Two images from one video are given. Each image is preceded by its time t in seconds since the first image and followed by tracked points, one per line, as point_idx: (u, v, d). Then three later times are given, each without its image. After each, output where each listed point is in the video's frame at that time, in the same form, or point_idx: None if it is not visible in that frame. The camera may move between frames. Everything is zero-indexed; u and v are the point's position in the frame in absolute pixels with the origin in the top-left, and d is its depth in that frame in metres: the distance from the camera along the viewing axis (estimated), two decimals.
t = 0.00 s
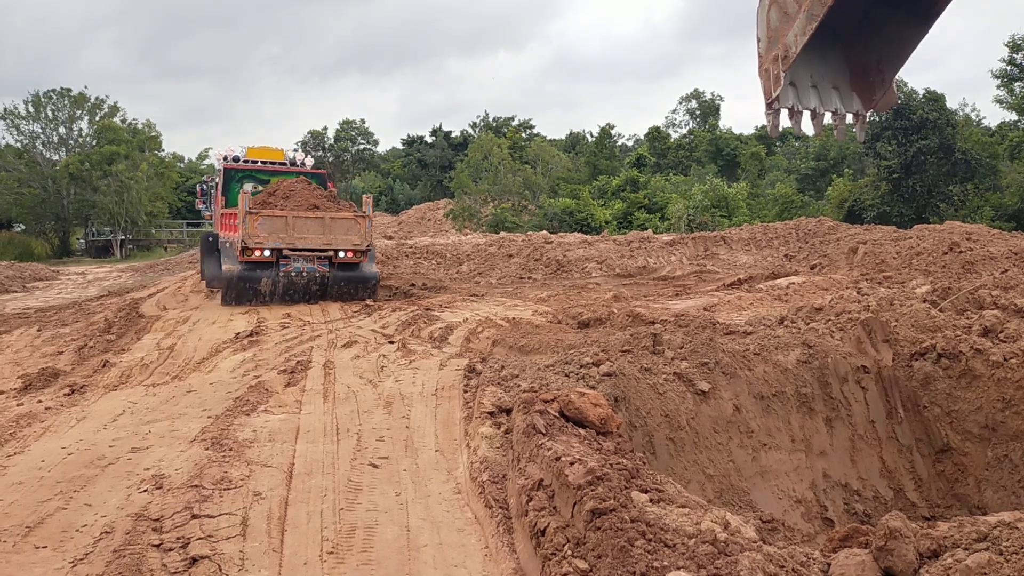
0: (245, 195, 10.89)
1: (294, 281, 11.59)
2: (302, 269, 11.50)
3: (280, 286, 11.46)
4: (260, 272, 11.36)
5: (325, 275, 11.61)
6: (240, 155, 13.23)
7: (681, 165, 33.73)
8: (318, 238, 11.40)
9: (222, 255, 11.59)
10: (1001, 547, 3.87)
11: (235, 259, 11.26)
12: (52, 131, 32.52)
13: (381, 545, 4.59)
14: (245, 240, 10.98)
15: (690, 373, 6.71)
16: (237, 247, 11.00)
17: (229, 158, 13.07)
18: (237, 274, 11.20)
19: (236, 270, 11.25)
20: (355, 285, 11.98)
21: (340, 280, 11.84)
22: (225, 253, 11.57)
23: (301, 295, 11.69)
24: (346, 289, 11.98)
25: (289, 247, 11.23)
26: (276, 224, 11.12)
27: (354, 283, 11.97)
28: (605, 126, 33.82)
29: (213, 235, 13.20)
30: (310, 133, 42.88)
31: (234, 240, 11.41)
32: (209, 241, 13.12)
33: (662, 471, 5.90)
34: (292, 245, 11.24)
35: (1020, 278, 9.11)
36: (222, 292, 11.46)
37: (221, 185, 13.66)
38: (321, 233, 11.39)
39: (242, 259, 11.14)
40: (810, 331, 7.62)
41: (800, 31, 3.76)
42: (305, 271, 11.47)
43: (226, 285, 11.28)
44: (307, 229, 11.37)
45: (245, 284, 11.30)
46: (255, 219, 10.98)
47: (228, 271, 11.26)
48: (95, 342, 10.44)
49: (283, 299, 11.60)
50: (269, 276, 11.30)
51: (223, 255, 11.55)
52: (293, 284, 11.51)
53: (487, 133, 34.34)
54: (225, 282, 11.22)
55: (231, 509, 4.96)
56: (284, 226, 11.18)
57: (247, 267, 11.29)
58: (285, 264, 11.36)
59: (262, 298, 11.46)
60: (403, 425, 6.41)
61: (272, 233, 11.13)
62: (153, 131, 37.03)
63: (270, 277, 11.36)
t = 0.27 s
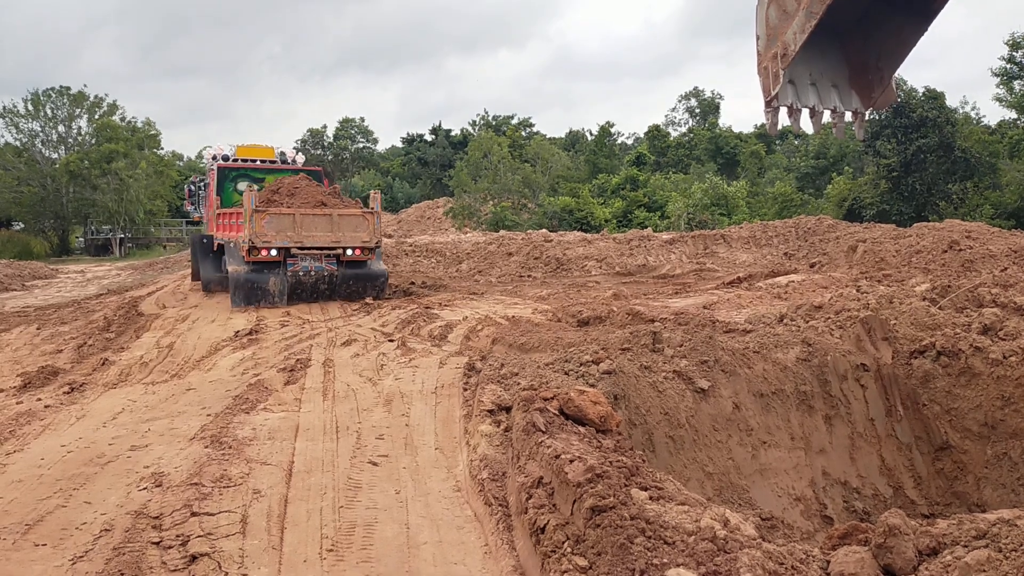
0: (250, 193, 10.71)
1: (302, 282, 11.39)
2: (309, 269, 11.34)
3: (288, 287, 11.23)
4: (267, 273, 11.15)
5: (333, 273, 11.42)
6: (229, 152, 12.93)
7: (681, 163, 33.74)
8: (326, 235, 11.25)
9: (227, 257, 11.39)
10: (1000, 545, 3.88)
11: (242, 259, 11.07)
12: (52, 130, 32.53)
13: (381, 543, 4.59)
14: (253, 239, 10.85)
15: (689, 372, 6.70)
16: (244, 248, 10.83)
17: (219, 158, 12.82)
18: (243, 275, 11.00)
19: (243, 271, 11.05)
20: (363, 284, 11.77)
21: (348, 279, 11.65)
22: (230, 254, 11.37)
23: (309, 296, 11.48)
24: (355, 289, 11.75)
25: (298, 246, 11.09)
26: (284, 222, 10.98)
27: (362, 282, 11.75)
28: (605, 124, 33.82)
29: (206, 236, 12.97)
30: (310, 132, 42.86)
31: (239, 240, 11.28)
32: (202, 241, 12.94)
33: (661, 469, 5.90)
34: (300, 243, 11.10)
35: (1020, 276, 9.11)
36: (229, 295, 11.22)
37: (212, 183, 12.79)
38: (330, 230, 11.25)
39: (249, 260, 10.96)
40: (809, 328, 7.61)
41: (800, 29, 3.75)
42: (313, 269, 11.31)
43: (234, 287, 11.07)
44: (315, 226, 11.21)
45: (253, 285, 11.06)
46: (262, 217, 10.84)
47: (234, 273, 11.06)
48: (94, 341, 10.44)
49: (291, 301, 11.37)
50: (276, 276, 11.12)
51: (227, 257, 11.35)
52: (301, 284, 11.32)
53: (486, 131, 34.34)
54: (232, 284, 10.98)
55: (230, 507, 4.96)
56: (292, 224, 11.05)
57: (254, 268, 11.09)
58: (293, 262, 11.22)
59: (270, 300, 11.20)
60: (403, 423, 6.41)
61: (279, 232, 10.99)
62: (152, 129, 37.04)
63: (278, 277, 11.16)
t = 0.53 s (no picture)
0: (260, 191, 10.38)
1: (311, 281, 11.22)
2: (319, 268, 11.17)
3: (297, 286, 11.08)
4: (276, 272, 10.96)
5: (343, 273, 11.25)
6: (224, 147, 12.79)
7: (681, 161, 33.69)
8: (337, 235, 11.00)
9: (234, 255, 11.13)
10: (1000, 541, 3.88)
11: (250, 258, 10.81)
12: (51, 126, 32.51)
13: (381, 539, 4.60)
14: (263, 238, 10.55)
15: (689, 369, 6.70)
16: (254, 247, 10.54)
17: (214, 151, 12.71)
18: (252, 275, 10.77)
19: (251, 270, 10.80)
20: (373, 283, 11.54)
21: (359, 278, 11.45)
22: (237, 252, 11.12)
23: (318, 296, 11.32)
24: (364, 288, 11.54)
25: (308, 245, 10.83)
26: (294, 221, 10.70)
27: (372, 282, 11.54)
28: (605, 121, 33.79)
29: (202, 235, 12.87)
30: (309, 129, 42.80)
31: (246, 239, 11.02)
32: (199, 240, 12.86)
33: (661, 466, 5.90)
34: (311, 243, 10.85)
35: (1020, 274, 9.11)
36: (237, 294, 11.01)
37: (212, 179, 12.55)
38: (341, 229, 10.99)
39: (257, 259, 10.70)
40: (809, 326, 7.61)
41: (801, 25, 3.74)
42: (323, 269, 11.14)
43: (242, 286, 10.85)
44: (325, 224, 10.94)
45: (261, 284, 10.90)
46: (272, 215, 10.52)
47: (242, 272, 10.81)
48: (94, 337, 10.44)
49: (299, 300, 11.22)
50: (286, 276, 10.92)
51: (234, 255, 11.09)
52: (310, 283, 11.16)
53: (486, 128, 34.31)
54: (240, 283, 10.81)
55: (231, 502, 4.97)
56: (302, 223, 10.77)
57: (263, 267, 10.90)
58: (302, 262, 11.02)
59: (278, 298, 11.08)
60: (403, 419, 6.41)
61: (289, 231, 10.70)
62: (152, 126, 37.02)
63: (287, 276, 10.96)
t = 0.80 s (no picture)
0: (274, 187, 10.10)
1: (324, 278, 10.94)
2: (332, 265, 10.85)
3: (310, 285, 10.84)
4: (288, 270, 10.71)
5: (355, 270, 10.94)
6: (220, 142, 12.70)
7: (681, 158, 33.66)
8: (350, 231, 10.77)
9: (244, 254, 10.87)
10: (999, 538, 3.89)
11: (262, 257, 10.57)
12: (50, 122, 32.51)
13: (380, 535, 4.61)
14: (275, 236, 10.28)
15: (689, 366, 6.70)
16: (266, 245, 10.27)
17: (210, 148, 12.63)
18: (264, 274, 10.54)
19: (263, 269, 10.57)
20: (386, 280, 11.34)
21: (371, 275, 11.23)
22: (247, 250, 10.87)
23: (331, 293, 11.06)
24: (376, 284, 11.32)
25: (322, 243, 10.58)
26: (307, 218, 10.45)
27: (384, 278, 11.32)
28: (605, 118, 33.77)
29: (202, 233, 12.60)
30: (309, 125, 42.78)
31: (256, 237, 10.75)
32: (197, 237, 12.67)
33: (660, 463, 5.91)
34: (324, 240, 10.60)
35: (1019, 271, 9.11)
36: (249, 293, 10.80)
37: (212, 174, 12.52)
38: (354, 225, 10.78)
39: (269, 258, 10.45)
40: (808, 323, 7.61)
41: (800, 22, 3.71)
42: (335, 266, 10.82)
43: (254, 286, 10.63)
44: (338, 221, 10.72)
45: (274, 283, 10.67)
46: (285, 212, 10.26)
47: (254, 271, 10.58)
48: (94, 333, 10.44)
49: (312, 298, 10.98)
50: (298, 275, 10.67)
51: (245, 253, 10.84)
52: (322, 281, 10.88)
53: (486, 125, 34.29)
54: (252, 283, 10.59)
55: (230, 499, 4.97)
56: (315, 219, 10.52)
57: (275, 266, 10.64)
58: (315, 260, 10.71)
59: (290, 297, 10.86)
60: (402, 416, 6.41)
61: (302, 228, 10.46)
62: (152, 123, 37.02)
63: (300, 276, 10.72)
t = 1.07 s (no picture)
0: (284, 182, 9.91)
1: (337, 276, 10.67)
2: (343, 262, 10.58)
3: (322, 283, 10.58)
4: (300, 268, 10.51)
5: (367, 267, 10.67)
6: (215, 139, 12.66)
7: (681, 155, 33.64)
8: (362, 226, 10.48)
9: (253, 252, 10.69)
10: (998, 536, 3.90)
11: (272, 255, 10.40)
12: (50, 118, 32.50)
13: (380, 532, 4.61)
14: (287, 233, 10.04)
15: (688, 363, 6.70)
16: (278, 242, 10.03)
17: (204, 145, 12.61)
18: (275, 272, 10.35)
19: (274, 267, 10.39)
20: (398, 276, 11.01)
21: (383, 271, 10.89)
22: (256, 249, 10.68)
23: (343, 291, 10.80)
24: (389, 281, 11.01)
25: (334, 239, 10.30)
26: (318, 214, 10.19)
27: (397, 274, 10.99)
28: (604, 115, 33.75)
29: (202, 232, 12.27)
30: (309, 122, 42.78)
31: (265, 234, 10.54)
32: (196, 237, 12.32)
33: (660, 460, 5.92)
34: (336, 237, 10.32)
35: (1019, 269, 9.11)
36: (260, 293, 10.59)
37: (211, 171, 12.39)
38: (365, 220, 10.48)
39: (280, 255, 10.28)
40: (808, 320, 7.60)
41: (800, 19, 3.65)
42: (347, 263, 10.56)
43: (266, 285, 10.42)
44: (349, 216, 10.44)
45: (285, 282, 10.46)
46: (296, 208, 10.03)
47: (265, 269, 10.39)
48: (93, 330, 10.44)
49: (325, 296, 10.73)
50: (310, 272, 10.47)
51: (254, 252, 10.64)
52: (334, 279, 10.63)
53: (486, 122, 34.26)
54: (263, 282, 10.40)
55: (229, 495, 4.97)
56: (326, 215, 10.25)
57: (286, 264, 10.45)
58: (326, 257, 10.46)
59: (303, 295, 10.62)
60: (402, 412, 6.41)
61: (314, 224, 10.19)
62: (152, 119, 36.99)
63: (311, 273, 10.51)
